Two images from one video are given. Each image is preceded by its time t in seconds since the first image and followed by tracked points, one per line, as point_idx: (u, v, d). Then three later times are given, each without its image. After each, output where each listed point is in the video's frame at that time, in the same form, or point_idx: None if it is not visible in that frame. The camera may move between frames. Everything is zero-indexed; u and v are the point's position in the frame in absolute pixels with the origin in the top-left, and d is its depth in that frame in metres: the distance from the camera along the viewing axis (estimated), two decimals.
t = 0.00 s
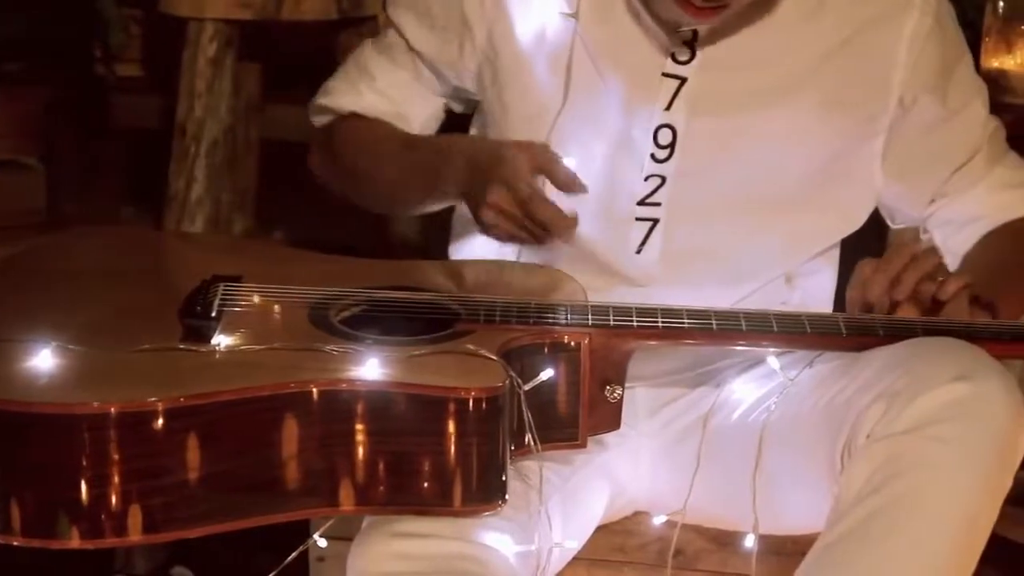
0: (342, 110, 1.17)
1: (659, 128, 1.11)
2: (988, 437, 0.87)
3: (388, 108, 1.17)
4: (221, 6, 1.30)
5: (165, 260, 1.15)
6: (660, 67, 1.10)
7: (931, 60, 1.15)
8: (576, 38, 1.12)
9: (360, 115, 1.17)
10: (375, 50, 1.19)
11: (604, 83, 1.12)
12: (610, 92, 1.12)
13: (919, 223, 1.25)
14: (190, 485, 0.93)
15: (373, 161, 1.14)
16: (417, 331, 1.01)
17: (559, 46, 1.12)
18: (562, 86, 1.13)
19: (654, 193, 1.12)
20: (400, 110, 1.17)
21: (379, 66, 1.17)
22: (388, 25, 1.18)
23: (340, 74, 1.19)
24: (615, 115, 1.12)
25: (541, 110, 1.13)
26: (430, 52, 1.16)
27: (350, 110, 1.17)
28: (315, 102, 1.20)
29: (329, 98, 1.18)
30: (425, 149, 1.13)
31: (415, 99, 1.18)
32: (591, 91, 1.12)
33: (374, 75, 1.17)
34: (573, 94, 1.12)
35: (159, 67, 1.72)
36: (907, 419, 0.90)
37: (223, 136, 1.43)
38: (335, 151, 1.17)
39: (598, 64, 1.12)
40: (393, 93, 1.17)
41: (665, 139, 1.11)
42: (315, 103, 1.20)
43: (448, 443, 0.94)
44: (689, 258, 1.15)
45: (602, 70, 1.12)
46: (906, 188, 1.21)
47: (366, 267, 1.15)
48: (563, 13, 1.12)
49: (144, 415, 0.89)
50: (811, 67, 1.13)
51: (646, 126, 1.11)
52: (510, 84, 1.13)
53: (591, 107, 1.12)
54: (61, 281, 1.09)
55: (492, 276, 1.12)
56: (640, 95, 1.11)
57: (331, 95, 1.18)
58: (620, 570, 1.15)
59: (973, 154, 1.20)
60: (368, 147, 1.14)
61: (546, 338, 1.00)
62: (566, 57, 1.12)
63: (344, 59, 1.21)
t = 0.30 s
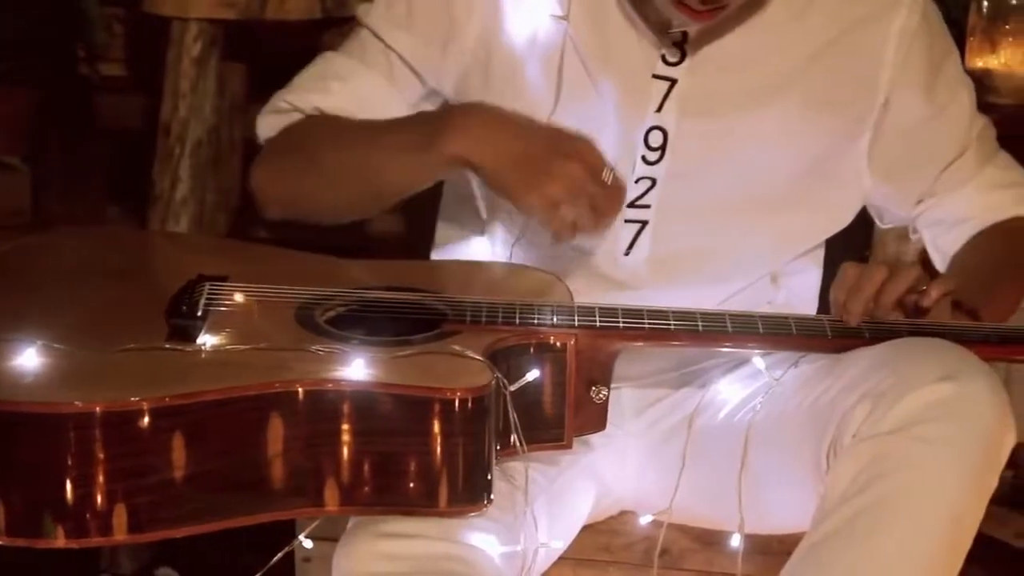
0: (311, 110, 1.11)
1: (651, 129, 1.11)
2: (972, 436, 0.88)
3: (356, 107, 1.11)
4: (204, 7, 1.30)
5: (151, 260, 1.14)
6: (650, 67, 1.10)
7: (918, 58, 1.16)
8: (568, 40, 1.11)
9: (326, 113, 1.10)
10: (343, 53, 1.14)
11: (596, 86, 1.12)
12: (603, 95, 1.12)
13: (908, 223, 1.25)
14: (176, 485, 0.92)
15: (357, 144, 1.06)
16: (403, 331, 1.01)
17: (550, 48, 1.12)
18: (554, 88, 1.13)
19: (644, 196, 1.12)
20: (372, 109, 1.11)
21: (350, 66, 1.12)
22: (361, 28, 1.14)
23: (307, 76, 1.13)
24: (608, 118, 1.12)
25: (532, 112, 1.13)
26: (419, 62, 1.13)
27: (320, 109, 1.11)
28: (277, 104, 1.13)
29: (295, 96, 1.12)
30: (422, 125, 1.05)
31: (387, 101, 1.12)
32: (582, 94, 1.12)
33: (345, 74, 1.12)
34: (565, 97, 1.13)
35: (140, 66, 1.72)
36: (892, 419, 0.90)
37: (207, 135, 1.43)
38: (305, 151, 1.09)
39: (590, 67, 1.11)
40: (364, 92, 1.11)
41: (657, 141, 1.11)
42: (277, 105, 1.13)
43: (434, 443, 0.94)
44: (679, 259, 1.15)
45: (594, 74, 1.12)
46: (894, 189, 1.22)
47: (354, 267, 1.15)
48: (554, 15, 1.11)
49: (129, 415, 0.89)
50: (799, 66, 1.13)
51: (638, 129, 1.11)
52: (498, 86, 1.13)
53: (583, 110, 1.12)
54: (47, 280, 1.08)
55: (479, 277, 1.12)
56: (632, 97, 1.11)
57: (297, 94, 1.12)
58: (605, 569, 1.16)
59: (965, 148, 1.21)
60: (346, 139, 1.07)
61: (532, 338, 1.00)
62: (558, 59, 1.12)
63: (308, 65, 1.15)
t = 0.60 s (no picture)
0: (321, 140, 1.10)
1: (641, 133, 1.12)
2: (960, 437, 0.88)
3: (366, 133, 1.10)
4: (192, 6, 1.31)
5: (140, 260, 1.14)
6: (640, 71, 1.12)
7: (906, 59, 1.17)
8: (559, 44, 1.12)
9: (338, 142, 1.10)
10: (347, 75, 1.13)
11: (588, 91, 1.12)
12: (595, 100, 1.12)
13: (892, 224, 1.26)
14: (164, 485, 0.92)
15: (354, 203, 1.06)
16: (392, 331, 1.01)
17: (542, 51, 1.12)
18: (545, 91, 1.13)
19: (634, 199, 1.13)
20: (381, 136, 1.11)
21: (359, 90, 1.11)
22: (368, 45, 1.13)
23: (315, 102, 1.12)
24: (602, 124, 1.12)
25: (522, 113, 1.13)
26: (420, 67, 1.12)
27: (330, 138, 1.10)
28: (287, 131, 1.12)
29: (304, 124, 1.11)
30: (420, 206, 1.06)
31: (397, 125, 1.12)
32: (575, 99, 1.13)
33: (354, 100, 1.11)
34: (557, 100, 1.13)
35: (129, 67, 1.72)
36: (880, 419, 0.90)
37: (195, 136, 1.43)
38: (319, 195, 1.08)
39: (582, 71, 1.12)
40: (372, 117, 1.10)
41: (647, 145, 1.12)
42: (288, 133, 1.12)
43: (422, 442, 0.94)
44: (670, 262, 1.15)
45: (586, 79, 1.12)
46: (880, 190, 1.22)
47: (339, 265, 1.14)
48: (545, 19, 1.12)
49: (116, 415, 0.89)
50: (788, 67, 1.14)
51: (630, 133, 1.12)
52: (486, 88, 1.13)
53: (576, 114, 1.13)
54: (35, 281, 1.08)
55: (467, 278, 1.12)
56: (623, 102, 1.12)
57: (307, 121, 1.11)
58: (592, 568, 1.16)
59: (950, 149, 1.21)
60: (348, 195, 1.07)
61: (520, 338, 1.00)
62: (550, 63, 1.13)
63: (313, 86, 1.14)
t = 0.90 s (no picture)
0: (283, 120, 1.13)
1: (622, 132, 1.12)
2: (946, 437, 0.88)
3: (334, 123, 1.13)
4: (178, 6, 1.32)
5: (125, 261, 1.14)
6: (621, 70, 1.12)
7: (889, 58, 1.17)
8: (538, 43, 1.13)
9: (301, 124, 1.13)
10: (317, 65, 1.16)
11: (567, 89, 1.13)
12: (574, 98, 1.13)
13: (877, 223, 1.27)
14: (150, 485, 0.92)
15: (319, 166, 1.10)
16: (377, 331, 1.01)
17: (521, 51, 1.13)
18: (525, 90, 1.14)
19: (615, 198, 1.13)
20: (346, 121, 1.14)
21: (328, 79, 1.14)
22: (336, 37, 1.17)
23: (281, 86, 1.16)
24: (579, 120, 1.13)
25: (503, 112, 1.14)
26: (392, 63, 1.15)
27: (292, 120, 1.13)
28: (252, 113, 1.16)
29: (270, 106, 1.14)
30: (388, 161, 1.09)
31: (362, 112, 1.14)
32: (553, 97, 1.13)
33: (321, 86, 1.14)
34: (536, 99, 1.14)
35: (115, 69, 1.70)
36: (866, 419, 0.90)
37: (181, 137, 1.45)
38: (284, 167, 1.12)
39: (561, 70, 1.13)
40: (336, 101, 1.13)
41: (627, 145, 1.12)
42: (252, 114, 1.16)
43: (408, 442, 0.94)
44: (651, 261, 1.15)
45: (565, 78, 1.13)
46: (863, 190, 1.23)
47: (329, 268, 1.15)
48: (525, 19, 1.13)
49: (102, 415, 0.89)
50: (770, 66, 1.15)
51: (610, 132, 1.12)
52: (468, 88, 1.15)
53: (554, 112, 1.13)
54: (21, 282, 1.08)
55: (454, 279, 1.12)
56: (603, 101, 1.12)
57: (271, 104, 1.14)
58: (578, 567, 1.17)
59: (934, 149, 1.21)
60: (311, 165, 1.11)
61: (506, 338, 1.00)
62: (530, 62, 1.13)
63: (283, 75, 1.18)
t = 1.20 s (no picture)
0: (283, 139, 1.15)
1: (606, 131, 1.13)
2: (932, 436, 0.88)
3: (334, 134, 1.16)
4: (163, 6, 1.33)
5: (112, 260, 1.14)
6: (604, 70, 1.13)
7: (874, 54, 1.17)
8: (520, 43, 1.14)
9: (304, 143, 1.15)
10: (308, 75, 1.17)
11: (549, 90, 1.14)
12: (557, 99, 1.14)
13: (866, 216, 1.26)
14: (137, 486, 0.92)
15: (341, 178, 1.14)
16: (363, 331, 1.00)
17: (504, 53, 1.15)
18: (508, 91, 1.15)
19: (602, 197, 1.15)
20: (346, 135, 1.17)
21: (319, 91, 1.16)
22: (326, 47, 1.17)
23: (275, 102, 1.17)
24: (562, 122, 1.15)
25: (487, 112, 1.15)
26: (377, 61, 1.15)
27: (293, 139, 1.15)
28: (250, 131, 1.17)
29: (268, 126, 1.15)
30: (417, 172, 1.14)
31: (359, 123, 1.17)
32: (535, 98, 1.15)
33: (317, 102, 1.16)
34: (521, 101, 1.15)
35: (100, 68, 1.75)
36: (853, 418, 0.90)
37: (167, 136, 1.45)
38: (295, 182, 1.14)
39: (543, 71, 1.14)
40: (336, 117, 1.16)
41: (612, 143, 1.14)
42: (251, 132, 1.17)
43: (396, 442, 0.94)
44: (638, 258, 1.17)
45: (547, 78, 1.14)
46: (849, 186, 1.22)
47: (317, 268, 1.15)
48: (506, 19, 1.14)
49: (90, 416, 0.88)
50: (753, 62, 1.15)
51: (595, 130, 1.14)
52: (452, 88, 1.15)
53: (538, 113, 1.15)
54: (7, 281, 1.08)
55: (441, 280, 1.12)
56: (586, 99, 1.13)
57: (270, 123, 1.15)
58: (566, 567, 1.17)
59: (918, 142, 1.21)
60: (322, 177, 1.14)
61: (493, 338, 1.00)
62: (512, 64, 1.15)
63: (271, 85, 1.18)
